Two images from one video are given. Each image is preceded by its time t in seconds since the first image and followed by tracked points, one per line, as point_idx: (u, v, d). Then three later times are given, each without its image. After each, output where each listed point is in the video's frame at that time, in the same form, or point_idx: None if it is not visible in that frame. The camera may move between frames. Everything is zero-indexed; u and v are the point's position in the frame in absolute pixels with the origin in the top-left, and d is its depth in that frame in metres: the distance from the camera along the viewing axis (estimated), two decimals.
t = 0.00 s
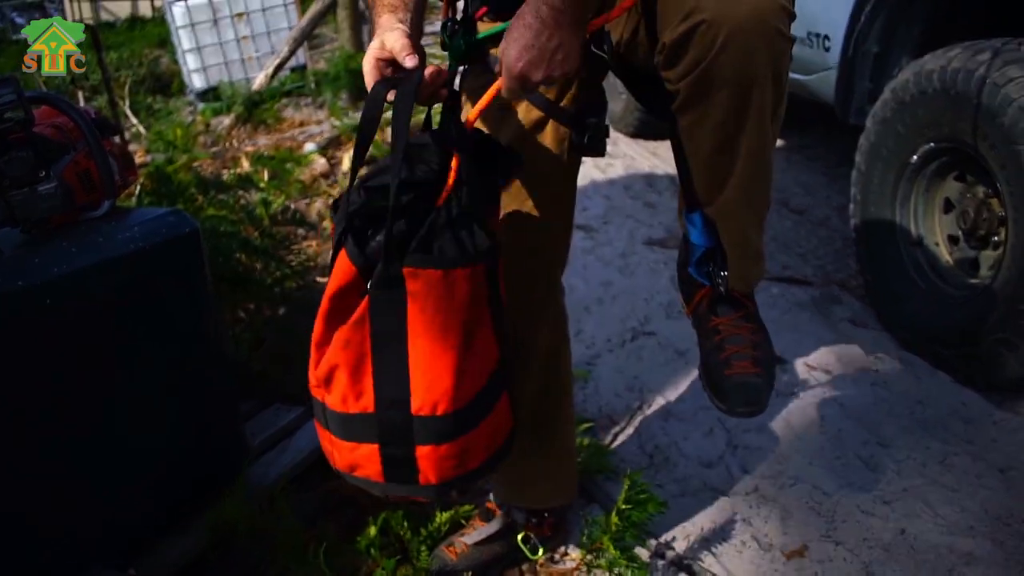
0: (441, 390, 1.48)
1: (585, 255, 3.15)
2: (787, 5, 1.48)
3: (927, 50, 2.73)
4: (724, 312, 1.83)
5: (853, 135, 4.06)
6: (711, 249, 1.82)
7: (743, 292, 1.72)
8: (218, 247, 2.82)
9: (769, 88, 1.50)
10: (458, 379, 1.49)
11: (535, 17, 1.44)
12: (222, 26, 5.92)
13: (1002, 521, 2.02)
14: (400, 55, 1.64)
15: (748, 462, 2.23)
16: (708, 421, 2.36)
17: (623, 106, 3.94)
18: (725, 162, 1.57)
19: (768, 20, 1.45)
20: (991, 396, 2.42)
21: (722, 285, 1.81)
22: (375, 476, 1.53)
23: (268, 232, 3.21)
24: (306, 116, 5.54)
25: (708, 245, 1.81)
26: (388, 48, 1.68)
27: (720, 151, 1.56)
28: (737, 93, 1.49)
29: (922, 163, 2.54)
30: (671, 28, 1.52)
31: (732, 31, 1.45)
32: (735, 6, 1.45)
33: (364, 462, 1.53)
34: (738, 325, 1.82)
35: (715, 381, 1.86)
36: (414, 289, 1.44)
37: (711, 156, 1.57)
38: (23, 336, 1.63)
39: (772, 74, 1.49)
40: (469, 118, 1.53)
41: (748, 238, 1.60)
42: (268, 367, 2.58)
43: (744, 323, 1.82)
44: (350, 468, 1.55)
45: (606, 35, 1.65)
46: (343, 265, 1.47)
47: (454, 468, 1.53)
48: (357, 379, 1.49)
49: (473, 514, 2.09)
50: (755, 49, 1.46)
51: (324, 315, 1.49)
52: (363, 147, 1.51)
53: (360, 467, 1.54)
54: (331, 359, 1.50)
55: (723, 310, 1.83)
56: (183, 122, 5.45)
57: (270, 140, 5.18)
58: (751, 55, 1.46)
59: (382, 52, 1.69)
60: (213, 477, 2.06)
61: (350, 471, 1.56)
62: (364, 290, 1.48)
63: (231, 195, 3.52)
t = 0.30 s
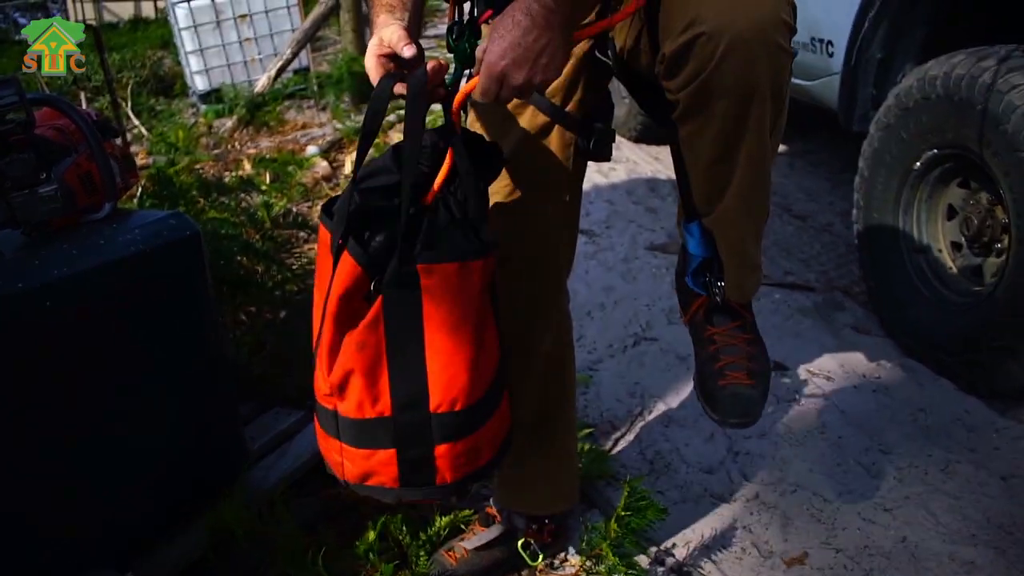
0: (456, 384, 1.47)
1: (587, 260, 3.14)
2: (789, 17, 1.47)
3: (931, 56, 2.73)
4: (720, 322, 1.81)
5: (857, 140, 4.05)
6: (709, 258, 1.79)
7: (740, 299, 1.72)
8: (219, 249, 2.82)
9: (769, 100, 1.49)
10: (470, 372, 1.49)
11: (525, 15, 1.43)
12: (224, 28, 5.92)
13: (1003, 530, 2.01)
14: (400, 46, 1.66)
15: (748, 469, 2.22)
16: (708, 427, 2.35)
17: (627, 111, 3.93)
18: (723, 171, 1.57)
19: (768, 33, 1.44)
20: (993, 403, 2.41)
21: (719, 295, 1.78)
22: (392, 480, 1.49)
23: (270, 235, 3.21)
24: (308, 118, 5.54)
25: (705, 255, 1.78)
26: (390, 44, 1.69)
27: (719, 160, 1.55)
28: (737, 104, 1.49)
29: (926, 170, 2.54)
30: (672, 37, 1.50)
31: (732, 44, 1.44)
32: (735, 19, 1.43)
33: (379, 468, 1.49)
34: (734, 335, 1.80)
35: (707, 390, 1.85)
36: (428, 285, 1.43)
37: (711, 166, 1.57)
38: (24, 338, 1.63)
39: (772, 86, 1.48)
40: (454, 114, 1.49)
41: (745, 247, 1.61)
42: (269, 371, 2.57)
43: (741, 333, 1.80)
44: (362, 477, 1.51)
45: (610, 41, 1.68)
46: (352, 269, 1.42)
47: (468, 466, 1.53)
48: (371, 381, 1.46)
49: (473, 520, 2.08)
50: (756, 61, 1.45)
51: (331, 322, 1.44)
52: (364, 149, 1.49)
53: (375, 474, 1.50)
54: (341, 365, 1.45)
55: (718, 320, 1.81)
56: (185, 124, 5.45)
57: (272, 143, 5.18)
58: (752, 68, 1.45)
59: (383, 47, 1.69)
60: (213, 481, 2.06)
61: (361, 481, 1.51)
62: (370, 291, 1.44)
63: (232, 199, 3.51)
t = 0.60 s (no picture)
0: (453, 391, 1.44)
1: (586, 267, 3.15)
2: (790, 35, 1.47)
3: (929, 66, 2.75)
4: (716, 333, 1.82)
5: (856, 149, 4.06)
6: (706, 270, 1.80)
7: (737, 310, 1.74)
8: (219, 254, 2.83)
9: (770, 119, 1.50)
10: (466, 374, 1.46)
11: (539, 25, 1.37)
12: (226, 33, 5.93)
13: (999, 539, 2.02)
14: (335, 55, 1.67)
15: (745, 477, 2.22)
16: (705, 435, 2.35)
17: (626, 119, 3.95)
18: (722, 188, 1.58)
19: (772, 53, 1.44)
20: (990, 412, 2.41)
21: (715, 306, 1.80)
22: (413, 500, 1.48)
23: (269, 240, 3.21)
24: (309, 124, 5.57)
25: (703, 266, 1.80)
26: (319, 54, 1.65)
27: (718, 176, 1.56)
28: (739, 122, 1.49)
29: (924, 179, 2.54)
30: (674, 53, 1.50)
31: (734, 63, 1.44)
32: (739, 39, 1.44)
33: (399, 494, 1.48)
34: (729, 347, 1.80)
35: (702, 400, 1.86)
36: (396, 300, 1.38)
37: (710, 182, 1.57)
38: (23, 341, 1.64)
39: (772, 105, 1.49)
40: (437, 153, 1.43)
41: (743, 261, 1.62)
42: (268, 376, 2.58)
43: (737, 344, 1.80)
44: (387, 505, 1.49)
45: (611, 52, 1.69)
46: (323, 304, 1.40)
47: (488, 469, 1.52)
48: (363, 409, 1.43)
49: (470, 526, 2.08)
50: (759, 81, 1.45)
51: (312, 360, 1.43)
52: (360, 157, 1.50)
53: (397, 498, 1.48)
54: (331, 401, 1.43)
55: (715, 330, 1.82)
56: (185, 129, 5.48)
57: (273, 148, 5.20)
58: (755, 88, 1.46)
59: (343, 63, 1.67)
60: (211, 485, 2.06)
61: (385, 508, 1.50)
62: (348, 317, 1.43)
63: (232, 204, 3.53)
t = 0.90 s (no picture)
0: (365, 419, 1.34)
1: (584, 276, 3.17)
2: (804, 49, 1.49)
3: (924, 76, 2.77)
4: (724, 343, 1.82)
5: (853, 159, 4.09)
6: (715, 281, 1.80)
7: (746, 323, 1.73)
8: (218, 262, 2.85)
9: (782, 129, 1.51)
10: (389, 404, 1.34)
11: (596, 65, 1.43)
12: (225, 42, 5.96)
13: (994, 546, 2.03)
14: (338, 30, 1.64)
15: (742, 485, 2.23)
16: (703, 443, 2.36)
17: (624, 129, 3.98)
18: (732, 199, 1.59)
19: (784, 64, 1.46)
20: (986, 421, 2.43)
21: (724, 316, 1.80)
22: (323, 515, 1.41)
23: (268, 248, 3.23)
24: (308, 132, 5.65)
25: (711, 277, 1.79)
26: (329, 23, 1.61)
27: (728, 187, 1.58)
28: (750, 133, 1.51)
29: (919, 189, 2.56)
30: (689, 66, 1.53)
31: (746, 77, 1.46)
32: (751, 52, 1.46)
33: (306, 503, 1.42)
34: (739, 357, 1.81)
35: (714, 413, 1.85)
36: (340, 304, 1.30)
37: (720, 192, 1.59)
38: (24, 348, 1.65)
39: (784, 119, 1.50)
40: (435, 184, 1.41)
41: (751, 273, 1.63)
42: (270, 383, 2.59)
43: (744, 354, 1.81)
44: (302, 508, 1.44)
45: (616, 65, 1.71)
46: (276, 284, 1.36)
47: (405, 511, 1.41)
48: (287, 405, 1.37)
49: (467, 533, 2.09)
50: (770, 92, 1.47)
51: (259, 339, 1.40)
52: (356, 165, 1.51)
53: (308, 508, 1.42)
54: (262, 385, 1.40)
55: (723, 340, 1.82)
56: (185, 138, 5.53)
57: (272, 157, 5.24)
58: (766, 98, 1.47)
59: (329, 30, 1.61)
60: (210, 492, 2.07)
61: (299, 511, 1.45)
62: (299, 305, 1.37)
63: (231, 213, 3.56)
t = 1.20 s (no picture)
0: (381, 419, 1.46)
1: (581, 287, 3.18)
2: (806, 70, 1.52)
3: (919, 88, 2.79)
4: (724, 356, 1.85)
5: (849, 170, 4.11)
6: (715, 296, 1.86)
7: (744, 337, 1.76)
8: (218, 274, 2.86)
9: (783, 148, 1.53)
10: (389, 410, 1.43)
11: (571, 66, 1.46)
12: (224, 55, 6.04)
13: (991, 555, 2.04)
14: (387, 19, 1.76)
15: (740, 494, 2.24)
16: (700, 453, 2.37)
17: (621, 140, 4.03)
18: (733, 215, 1.61)
19: (786, 86, 1.48)
20: (981, 430, 2.44)
21: (724, 330, 1.84)
22: (285, 518, 1.49)
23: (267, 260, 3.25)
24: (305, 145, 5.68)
25: (711, 292, 1.85)
26: None
27: (729, 204, 1.60)
28: (752, 151, 1.54)
29: (914, 200, 2.59)
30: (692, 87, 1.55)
31: (751, 97, 1.49)
32: (756, 73, 1.48)
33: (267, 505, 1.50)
34: (738, 370, 1.84)
35: (711, 424, 1.85)
36: (375, 290, 1.43)
37: (721, 209, 1.61)
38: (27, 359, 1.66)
39: (786, 138, 1.53)
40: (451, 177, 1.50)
41: (751, 287, 1.65)
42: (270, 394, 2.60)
43: (745, 368, 1.84)
44: (253, 511, 1.51)
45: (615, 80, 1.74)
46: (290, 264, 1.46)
47: (378, 520, 1.50)
48: (283, 393, 1.47)
49: (467, 543, 2.09)
50: (773, 113, 1.50)
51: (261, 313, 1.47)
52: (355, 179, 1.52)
53: (267, 508, 1.50)
54: (261, 367, 1.46)
55: (724, 354, 1.86)
56: (184, 150, 5.58)
57: (270, 169, 5.28)
58: (769, 119, 1.50)
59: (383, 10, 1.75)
60: (209, 504, 2.08)
61: (254, 513, 1.51)
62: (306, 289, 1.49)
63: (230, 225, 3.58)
